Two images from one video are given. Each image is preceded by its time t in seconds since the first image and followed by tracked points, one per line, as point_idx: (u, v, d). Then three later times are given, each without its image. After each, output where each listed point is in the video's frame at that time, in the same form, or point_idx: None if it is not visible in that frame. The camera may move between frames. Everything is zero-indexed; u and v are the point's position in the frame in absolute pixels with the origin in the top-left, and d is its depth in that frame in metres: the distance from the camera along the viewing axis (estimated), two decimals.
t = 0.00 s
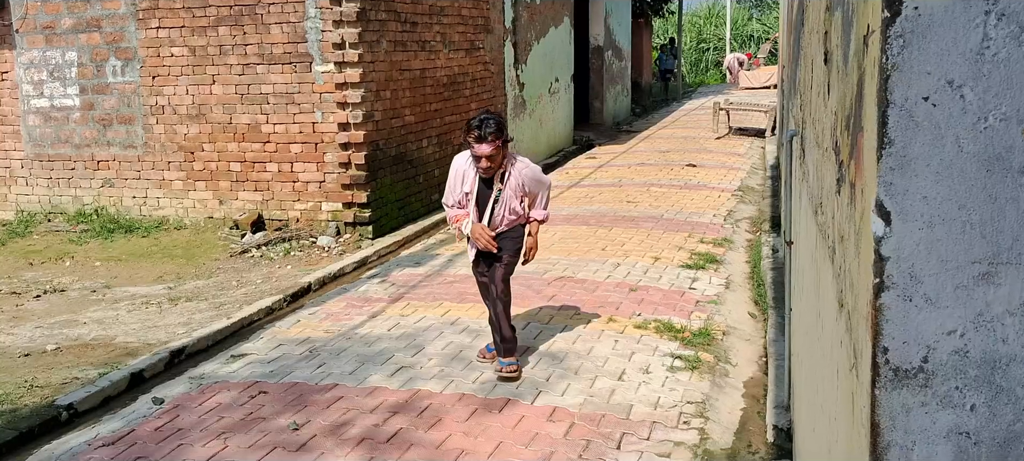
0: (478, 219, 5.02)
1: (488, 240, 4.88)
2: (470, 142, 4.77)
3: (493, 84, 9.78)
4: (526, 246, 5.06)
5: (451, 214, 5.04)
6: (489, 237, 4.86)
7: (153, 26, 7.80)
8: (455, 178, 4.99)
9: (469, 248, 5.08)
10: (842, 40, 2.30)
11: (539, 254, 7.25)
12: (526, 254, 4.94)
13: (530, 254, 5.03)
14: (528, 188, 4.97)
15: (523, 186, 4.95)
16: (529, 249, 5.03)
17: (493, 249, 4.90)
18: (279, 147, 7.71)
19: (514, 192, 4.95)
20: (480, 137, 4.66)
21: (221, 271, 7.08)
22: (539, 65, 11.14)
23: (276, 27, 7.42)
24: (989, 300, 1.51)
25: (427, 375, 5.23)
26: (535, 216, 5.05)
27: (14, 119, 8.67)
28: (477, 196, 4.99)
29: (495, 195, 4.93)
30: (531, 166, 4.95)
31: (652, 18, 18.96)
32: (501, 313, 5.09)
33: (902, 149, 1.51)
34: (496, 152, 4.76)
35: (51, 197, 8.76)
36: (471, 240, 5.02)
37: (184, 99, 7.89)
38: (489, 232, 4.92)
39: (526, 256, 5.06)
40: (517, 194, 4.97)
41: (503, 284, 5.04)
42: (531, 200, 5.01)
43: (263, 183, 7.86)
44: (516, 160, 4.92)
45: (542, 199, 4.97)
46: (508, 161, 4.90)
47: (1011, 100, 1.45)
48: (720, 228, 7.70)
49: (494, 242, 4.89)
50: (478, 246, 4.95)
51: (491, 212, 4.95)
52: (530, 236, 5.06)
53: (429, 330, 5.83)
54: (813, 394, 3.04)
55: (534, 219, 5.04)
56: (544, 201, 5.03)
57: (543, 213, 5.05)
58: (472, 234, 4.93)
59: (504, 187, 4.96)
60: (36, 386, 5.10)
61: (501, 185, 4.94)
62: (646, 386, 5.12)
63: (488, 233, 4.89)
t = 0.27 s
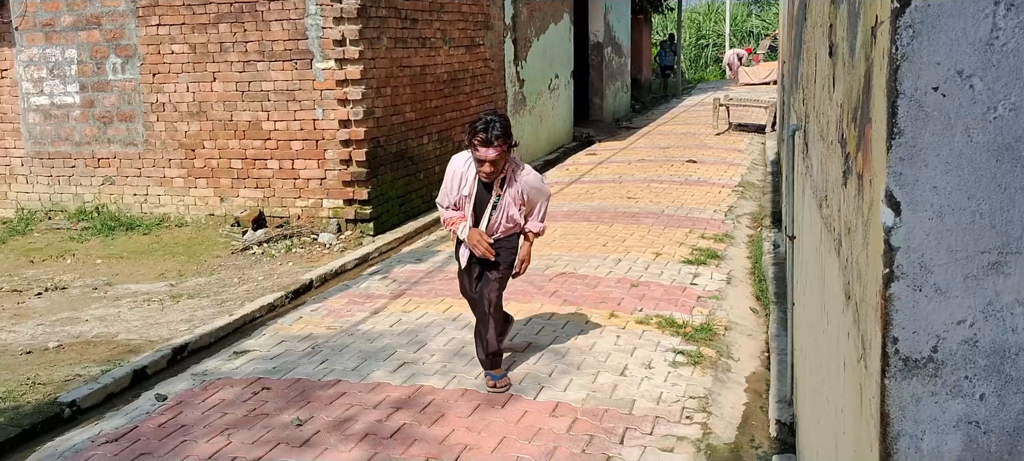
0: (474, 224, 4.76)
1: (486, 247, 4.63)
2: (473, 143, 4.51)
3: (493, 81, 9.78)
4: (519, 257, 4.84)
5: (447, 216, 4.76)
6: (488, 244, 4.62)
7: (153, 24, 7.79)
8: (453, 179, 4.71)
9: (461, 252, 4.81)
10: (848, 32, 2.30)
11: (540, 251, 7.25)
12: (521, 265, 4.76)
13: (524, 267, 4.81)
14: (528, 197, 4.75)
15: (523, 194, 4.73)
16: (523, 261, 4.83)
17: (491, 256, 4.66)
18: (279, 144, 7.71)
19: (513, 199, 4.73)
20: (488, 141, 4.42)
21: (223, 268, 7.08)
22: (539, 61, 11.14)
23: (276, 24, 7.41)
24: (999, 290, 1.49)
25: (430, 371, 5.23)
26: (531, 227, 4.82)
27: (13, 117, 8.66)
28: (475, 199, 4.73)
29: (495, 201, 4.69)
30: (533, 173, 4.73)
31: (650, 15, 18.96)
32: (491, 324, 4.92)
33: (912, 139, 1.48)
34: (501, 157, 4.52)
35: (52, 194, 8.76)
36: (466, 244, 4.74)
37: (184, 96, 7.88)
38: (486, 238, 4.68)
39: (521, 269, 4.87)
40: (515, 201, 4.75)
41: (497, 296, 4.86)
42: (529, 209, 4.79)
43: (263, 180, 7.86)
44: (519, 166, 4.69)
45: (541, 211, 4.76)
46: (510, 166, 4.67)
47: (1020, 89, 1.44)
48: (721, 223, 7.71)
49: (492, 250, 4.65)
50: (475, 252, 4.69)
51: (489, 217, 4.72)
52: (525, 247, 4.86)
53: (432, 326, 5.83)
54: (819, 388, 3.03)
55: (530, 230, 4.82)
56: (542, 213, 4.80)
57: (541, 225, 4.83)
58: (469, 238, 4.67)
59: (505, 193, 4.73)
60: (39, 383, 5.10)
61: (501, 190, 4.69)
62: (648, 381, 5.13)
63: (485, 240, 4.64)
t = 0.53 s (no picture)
0: (467, 221, 4.66)
1: (475, 243, 4.53)
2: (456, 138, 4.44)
3: (493, 76, 9.79)
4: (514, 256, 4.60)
5: (439, 214, 4.72)
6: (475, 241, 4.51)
7: (153, 19, 7.79)
8: (442, 176, 4.67)
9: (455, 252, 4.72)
10: (849, 23, 2.31)
11: (541, 245, 7.26)
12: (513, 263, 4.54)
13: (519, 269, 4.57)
14: (520, 190, 4.53)
15: (515, 190, 4.53)
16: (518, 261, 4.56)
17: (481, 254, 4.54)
18: (280, 139, 7.72)
19: (505, 194, 4.56)
20: (464, 132, 4.33)
21: (224, 263, 7.09)
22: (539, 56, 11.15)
23: (276, 19, 7.42)
24: (1001, 274, 1.49)
25: (431, 364, 5.24)
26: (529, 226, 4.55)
27: (14, 113, 8.66)
28: (465, 196, 4.64)
29: (485, 196, 4.57)
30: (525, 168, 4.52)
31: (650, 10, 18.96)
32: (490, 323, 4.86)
33: (915, 124, 1.48)
34: (483, 148, 4.39)
35: (52, 191, 8.76)
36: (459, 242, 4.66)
37: (185, 92, 7.88)
38: (477, 235, 4.56)
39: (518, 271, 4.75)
40: (508, 196, 4.57)
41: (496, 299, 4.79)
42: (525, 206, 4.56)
43: (264, 175, 7.87)
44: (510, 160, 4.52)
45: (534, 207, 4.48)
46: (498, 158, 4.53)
47: (1021, 75, 1.44)
48: (721, 217, 7.72)
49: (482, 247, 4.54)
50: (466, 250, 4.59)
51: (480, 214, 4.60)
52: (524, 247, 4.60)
53: (433, 320, 5.84)
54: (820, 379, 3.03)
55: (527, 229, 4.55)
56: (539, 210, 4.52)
57: (538, 223, 4.53)
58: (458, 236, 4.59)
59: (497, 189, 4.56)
60: (41, 378, 5.11)
61: (491, 186, 4.56)
62: (649, 374, 5.14)
63: (473, 236, 4.53)
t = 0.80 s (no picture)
0: (451, 235, 4.43)
1: (459, 258, 4.28)
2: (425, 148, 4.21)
3: (493, 71, 9.79)
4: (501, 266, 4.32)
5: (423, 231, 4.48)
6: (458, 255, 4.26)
7: (153, 16, 7.80)
8: (420, 191, 4.43)
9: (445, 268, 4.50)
10: (851, 11, 2.34)
11: (542, 239, 7.27)
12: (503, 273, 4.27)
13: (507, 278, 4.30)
14: (499, 196, 4.25)
15: (494, 196, 4.25)
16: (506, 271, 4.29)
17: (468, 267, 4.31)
18: (281, 135, 7.73)
19: (487, 202, 4.30)
20: (427, 142, 4.09)
21: (226, 259, 7.10)
22: (539, 52, 11.15)
23: (276, 15, 7.42)
24: (1005, 253, 1.49)
25: (434, 357, 5.26)
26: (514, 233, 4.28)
27: (14, 110, 8.66)
28: (445, 208, 4.39)
29: (465, 206, 4.32)
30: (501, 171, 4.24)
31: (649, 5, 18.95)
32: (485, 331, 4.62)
33: (919, 105, 1.48)
34: (452, 155, 4.15)
35: (53, 188, 8.77)
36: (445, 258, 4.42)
37: (185, 88, 7.89)
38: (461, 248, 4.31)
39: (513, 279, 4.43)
40: (491, 204, 4.30)
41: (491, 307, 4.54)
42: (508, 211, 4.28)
43: (265, 171, 7.88)
44: (485, 166, 4.25)
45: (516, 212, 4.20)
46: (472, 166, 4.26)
47: None
48: (722, 211, 7.73)
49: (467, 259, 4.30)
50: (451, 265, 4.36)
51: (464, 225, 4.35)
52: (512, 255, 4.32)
53: (435, 314, 5.86)
54: (824, 366, 3.04)
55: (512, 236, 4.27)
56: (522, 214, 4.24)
57: (523, 229, 4.24)
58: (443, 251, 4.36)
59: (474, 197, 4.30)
60: (44, 373, 5.12)
61: (469, 195, 4.29)
62: (651, 366, 5.16)
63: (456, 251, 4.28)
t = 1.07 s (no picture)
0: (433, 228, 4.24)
1: (443, 251, 4.10)
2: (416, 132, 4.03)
3: (493, 64, 9.79)
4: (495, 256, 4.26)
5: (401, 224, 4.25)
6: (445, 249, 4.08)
7: (154, 11, 7.79)
8: (403, 180, 4.21)
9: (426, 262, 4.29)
10: None
11: (545, 230, 7.28)
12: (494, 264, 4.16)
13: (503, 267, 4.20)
14: (489, 186, 4.19)
15: (483, 186, 4.19)
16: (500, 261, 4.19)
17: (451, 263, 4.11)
18: (283, 129, 7.74)
19: (473, 195, 4.19)
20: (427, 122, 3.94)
21: (229, 253, 7.11)
22: (539, 44, 11.14)
23: (277, 8, 7.43)
24: (1014, 226, 1.46)
25: (439, 348, 5.27)
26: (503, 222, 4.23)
27: (15, 107, 8.67)
28: (429, 200, 4.21)
29: (450, 198, 4.17)
30: (490, 161, 4.19)
31: None
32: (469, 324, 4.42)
33: (926, 80, 1.45)
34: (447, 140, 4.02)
35: (56, 184, 8.77)
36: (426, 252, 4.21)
37: (186, 83, 7.90)
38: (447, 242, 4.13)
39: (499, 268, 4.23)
40: (477, 196, 4.21)
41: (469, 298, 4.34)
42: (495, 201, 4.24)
43: (267, 165, 7.90)
44: (473, 156, 4.17)
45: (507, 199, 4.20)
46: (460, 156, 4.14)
47: None
48: (724, 200, 7.74)
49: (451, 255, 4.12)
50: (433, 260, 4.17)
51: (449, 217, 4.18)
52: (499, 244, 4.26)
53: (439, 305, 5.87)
54: (831, 349, 3.02)
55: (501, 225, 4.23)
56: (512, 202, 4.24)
57: (514, 216, 4.24)
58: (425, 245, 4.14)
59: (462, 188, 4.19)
60: (50, 367, 5.13)
61: (456, 185, 4.17)
62: (656, 354, 5.17)
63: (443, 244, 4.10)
